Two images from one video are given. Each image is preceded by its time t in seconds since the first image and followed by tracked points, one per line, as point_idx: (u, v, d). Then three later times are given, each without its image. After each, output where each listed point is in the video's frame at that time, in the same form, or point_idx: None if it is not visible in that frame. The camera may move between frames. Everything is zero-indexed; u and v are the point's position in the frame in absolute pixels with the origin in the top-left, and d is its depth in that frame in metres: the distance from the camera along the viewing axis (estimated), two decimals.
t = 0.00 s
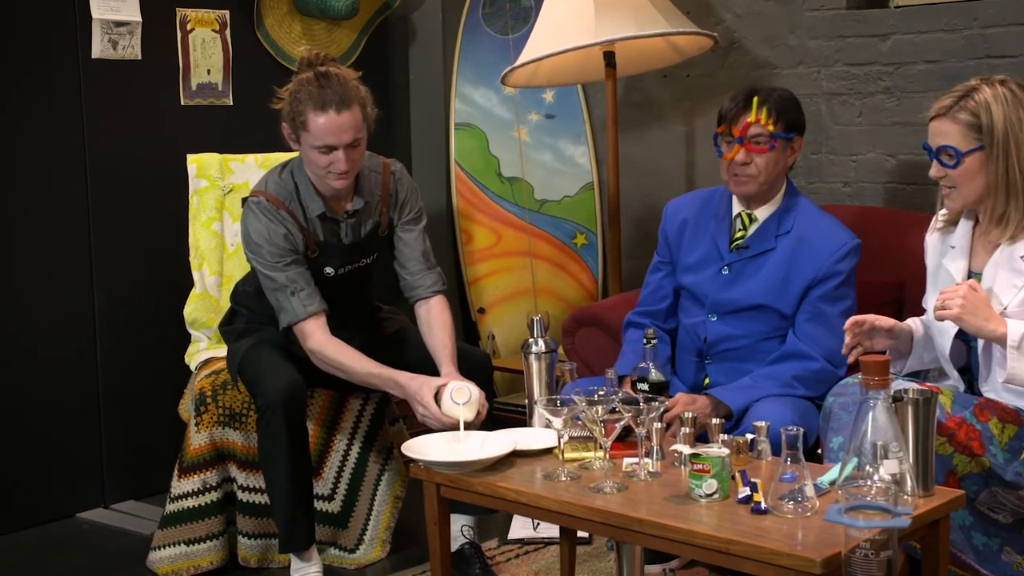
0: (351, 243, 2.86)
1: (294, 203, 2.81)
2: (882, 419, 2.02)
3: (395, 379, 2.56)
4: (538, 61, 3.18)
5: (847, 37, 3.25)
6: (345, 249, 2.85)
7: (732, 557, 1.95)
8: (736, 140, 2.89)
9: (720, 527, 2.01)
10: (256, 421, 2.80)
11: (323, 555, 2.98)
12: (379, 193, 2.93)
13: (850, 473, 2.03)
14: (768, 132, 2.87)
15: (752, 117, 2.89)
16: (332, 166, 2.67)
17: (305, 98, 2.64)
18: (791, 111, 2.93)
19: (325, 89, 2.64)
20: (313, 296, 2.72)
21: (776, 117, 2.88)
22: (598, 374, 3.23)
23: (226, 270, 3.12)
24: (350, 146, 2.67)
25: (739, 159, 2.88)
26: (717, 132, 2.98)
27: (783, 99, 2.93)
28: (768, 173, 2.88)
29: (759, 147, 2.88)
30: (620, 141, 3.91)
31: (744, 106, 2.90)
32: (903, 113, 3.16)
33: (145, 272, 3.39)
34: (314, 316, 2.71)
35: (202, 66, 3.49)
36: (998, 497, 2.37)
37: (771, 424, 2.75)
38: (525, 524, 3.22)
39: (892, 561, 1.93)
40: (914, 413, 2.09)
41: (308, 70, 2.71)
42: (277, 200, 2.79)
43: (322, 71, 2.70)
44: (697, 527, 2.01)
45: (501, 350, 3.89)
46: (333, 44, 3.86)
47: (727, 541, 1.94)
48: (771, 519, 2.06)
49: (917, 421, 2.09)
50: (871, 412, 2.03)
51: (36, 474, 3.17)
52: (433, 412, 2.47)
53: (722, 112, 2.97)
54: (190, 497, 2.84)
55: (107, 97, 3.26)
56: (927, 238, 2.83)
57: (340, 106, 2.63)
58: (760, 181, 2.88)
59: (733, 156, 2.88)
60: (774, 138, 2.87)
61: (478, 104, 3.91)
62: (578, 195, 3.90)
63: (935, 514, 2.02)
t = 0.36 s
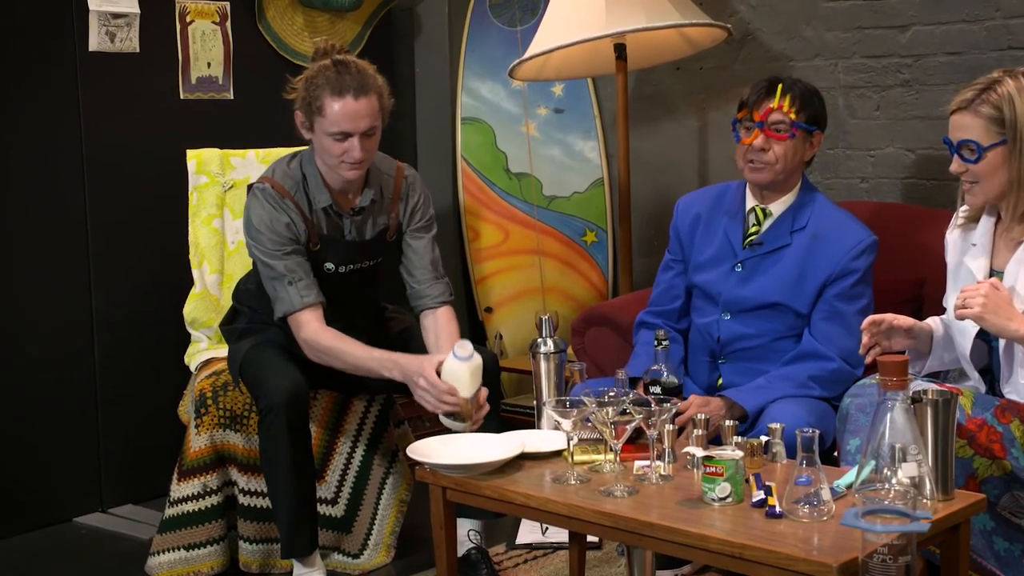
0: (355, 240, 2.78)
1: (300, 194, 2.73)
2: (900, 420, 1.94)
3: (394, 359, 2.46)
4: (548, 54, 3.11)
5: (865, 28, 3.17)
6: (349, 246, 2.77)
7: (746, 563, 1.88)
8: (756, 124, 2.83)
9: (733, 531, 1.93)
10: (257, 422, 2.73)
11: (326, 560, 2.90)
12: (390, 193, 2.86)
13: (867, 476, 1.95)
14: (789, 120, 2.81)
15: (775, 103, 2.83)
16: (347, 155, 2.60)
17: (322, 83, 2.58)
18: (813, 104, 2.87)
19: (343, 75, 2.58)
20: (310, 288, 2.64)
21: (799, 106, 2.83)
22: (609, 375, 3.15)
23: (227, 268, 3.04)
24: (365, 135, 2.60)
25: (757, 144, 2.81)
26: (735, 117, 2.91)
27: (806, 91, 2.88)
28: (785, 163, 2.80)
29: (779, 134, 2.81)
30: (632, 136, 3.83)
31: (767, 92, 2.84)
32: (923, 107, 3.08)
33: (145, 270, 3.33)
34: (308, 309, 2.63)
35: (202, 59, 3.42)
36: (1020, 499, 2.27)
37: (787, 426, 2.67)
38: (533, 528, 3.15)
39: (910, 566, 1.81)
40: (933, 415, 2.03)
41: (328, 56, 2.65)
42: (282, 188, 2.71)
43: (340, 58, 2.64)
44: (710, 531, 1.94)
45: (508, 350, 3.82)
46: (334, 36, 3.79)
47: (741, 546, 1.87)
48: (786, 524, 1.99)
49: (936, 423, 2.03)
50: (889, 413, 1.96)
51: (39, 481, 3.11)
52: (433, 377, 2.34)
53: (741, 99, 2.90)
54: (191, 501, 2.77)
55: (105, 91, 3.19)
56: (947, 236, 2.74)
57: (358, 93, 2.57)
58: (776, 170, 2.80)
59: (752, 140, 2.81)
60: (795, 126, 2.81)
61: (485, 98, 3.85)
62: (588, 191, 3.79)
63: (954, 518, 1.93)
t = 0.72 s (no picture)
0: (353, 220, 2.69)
1: (303, 167, 2.66)
2: (911, 414, 1.87)
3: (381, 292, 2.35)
4: (549, 35, 3.02)
5: (875, 10, 3.09)
6: (349, 225, 2.68)
7: (752, 559, 1.80)
8: (758, 112, 2.75)
9: (738, 526, 1.86)
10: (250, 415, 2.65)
11: (321, 556, 2.83)
12: (395, 182, 2.79)
13: (876, 470, 1.88)
14: (793, 106, 2.73)
15: (777, 90, 2.75)
16: (382, 127, 2.62)
17: (357, 54, 2.61)
18: (817, 90, 2.79)
19: (377, 47, 2.63)
20: (297, 248, 2.54)
21: (801, 92, 2.75)
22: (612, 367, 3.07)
23: (219, 256, 2.97)
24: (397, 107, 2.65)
25: (759, 133, 2.73)
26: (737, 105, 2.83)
27: (809, 77, 2.79)
28: (790, 151, 2.73)
29: (782, 121, 2.73)
30: (635, 121, 3.75)
31: (768, 80, 2.77)
32: (936, 91, 2.99)
33: (135, 259, 3.26)
34: (291, 266, 2.51)
35: (193, 41, 3.35)
36: None
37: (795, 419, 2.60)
38: (534, 524, 3.08)
39: (921, 563, 1.75)
40: (945, 407, 1.93)
41: (346, 34, 2.68)
42: (286, 158, 2.65)
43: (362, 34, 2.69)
44: (714, 526, 1.86)
45: (507, 340, 3.73)
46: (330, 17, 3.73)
47: (747, 542, 1.79)
48: (793, 519, 1.91)
49: (949, 416, 1.93)
50: (899, 405, 1.88)
51: (26, 474, 3.04)
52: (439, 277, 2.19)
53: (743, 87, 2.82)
54: (181, 495, 2.70)
55: (93, 73, 3.12)
56: (960, 224, 2.66)
57: (394, 63, 2.63)
58: (780, 158, 2.73)
59: (754, 130, 2.73)
60: (799, 113, 2.73)
61: (484, 82, 3.76)
62: (589, 178, 3.71)
63: (966, 514, 1.85)
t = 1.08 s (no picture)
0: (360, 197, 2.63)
1: (314, 141, 2.59)
2: (922, 405, 1.78)
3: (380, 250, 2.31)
4: (551, 15, 2.95)
5: None
6: (356, 202, 2.62)
7: (758, 553, 1.74)
8: (748, 123, 2.63)
9: (745, 520, 1.78)
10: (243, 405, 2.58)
11: (315, 550, 2.77)
12: (405, 161, 2.71)
13: (887, 463, 1.79)
14: (781, 111, 2.60)
15: (763, 96, 2.61)
16: (398, 107, 2.52)
17: (380, 30, 2.51)
18: (807, 81, 2.63)
19: (401, 25, 2.53)
20: (295, 213, 2.45)
21: (789, 92, 2.60)
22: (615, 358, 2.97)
23: (210, 242, 2.89)
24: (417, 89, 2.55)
25: (753, 144, 2.63)
26: (727, 109, 2.70)
27: (796, 68, 2.63)
28: (789, 153, 2.63)
29: (773, 128, 2.61)
30: (639, 103, 3.66)
31: (752, 85, 2.62)
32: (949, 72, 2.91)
33: (126, 245, 3.18)
34: (285, 230, 2.43)
35: (184, 20, 3.27)
36: None
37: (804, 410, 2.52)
38: (534, 517, 3.00)
39: (932, 559, 1.65)
40: (958, 398, 1.85)
41: (370, 8, 2.58)
42: (296, 130, 2.58)
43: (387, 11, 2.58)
44: (720, 520, 1.79)
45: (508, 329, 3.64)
46: None
47: (753, 536, 1.73)
48: (801, 513, 1.83)
49: (961, 407, 1.84)
50: (911, 396, 1.80)
51: (12, 464, 2.97)
52: (438, 241, 2.22)
53: (729, 90, 2.68)
54: (172, 487, 2.62)
55: (81, 52, 3.05)
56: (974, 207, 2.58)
57: (418, 43, 2.52)
58: (781, 162, 2.63)
59: (746, 142, 2.63)
60: (788, 117, 2.60)
61: (483, 62, 3.69)
62: (591, 162, 3.62)
63: (979, 508, 1.77)
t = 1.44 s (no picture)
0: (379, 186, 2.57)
1: (342, 127, 2.53)
2: (936, 400, 1.70)
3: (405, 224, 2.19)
4: None
5: None
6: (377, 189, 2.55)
7: (767, 552, 1.66)
8: (752, 111, 2.55)
9: (754, 519, 1.71)
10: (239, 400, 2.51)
11: (312, 548, 2.71)
12: (424, 151, 2.65)
13: (900, 460, 1.72)
14: (786, 97, 2.51)
15: (765, 83, 2.52)
16: (422, 101, 2.45)
17: (415, 21, 2.42)
18: (812, 65, 2.53)
19: (439, 19, 2.44)
20: (322, 185, 2.37)
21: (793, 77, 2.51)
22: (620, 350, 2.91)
23: (204, 233, 2.82)
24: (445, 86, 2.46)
25: (757, 132, 2.55)
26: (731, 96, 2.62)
27: (800, 53, 2.53)
28: (795, 140, 2.54)
29: (777, 115, 2.52)
30: (645, 90, 3.59)
31: (754, 72, 2.53)
32: (965, 57, 2.83)
33: (118, 234, 3.13)
34: (311, 200, 2.35)
35: (177, 5, 3.21)
36: None
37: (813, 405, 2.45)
38: (536, 515, 2.93)
39: (946, 558, 1.58)
40: (972, 393, 1.77)
41: None
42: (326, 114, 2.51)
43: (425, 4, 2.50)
44: (729, 518, 1.71)
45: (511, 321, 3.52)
46: None
47: (762, 534, 1.65)
48: (812, 511, 1.76)
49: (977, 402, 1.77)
50: (925, 391, 1.72)
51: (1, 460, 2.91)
52: (460, 211, 2.09)
53: (733, 75, 2.59)
54: (165, 485, 2.56)
55: (71, 37, 2.99)
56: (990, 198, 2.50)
57: (453, 40, 2.43)
58: (785, 149, 2.55)
59: (750, 131, 2.55)
60: (793, 103, 2.50)
61: (486, 48, 3.60)
62: (595, 150, 3.57)
63: (995, 506, 1.69)
